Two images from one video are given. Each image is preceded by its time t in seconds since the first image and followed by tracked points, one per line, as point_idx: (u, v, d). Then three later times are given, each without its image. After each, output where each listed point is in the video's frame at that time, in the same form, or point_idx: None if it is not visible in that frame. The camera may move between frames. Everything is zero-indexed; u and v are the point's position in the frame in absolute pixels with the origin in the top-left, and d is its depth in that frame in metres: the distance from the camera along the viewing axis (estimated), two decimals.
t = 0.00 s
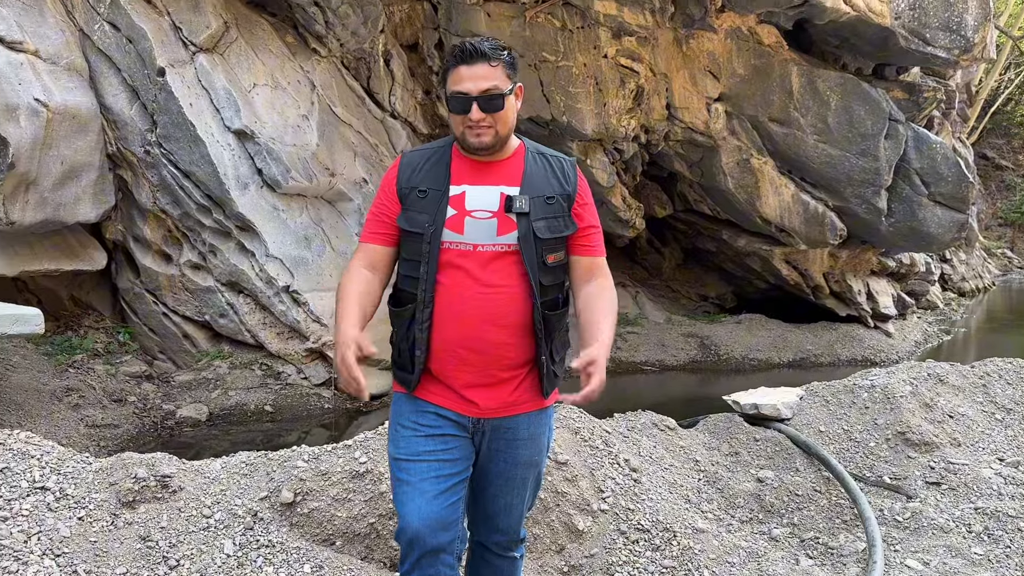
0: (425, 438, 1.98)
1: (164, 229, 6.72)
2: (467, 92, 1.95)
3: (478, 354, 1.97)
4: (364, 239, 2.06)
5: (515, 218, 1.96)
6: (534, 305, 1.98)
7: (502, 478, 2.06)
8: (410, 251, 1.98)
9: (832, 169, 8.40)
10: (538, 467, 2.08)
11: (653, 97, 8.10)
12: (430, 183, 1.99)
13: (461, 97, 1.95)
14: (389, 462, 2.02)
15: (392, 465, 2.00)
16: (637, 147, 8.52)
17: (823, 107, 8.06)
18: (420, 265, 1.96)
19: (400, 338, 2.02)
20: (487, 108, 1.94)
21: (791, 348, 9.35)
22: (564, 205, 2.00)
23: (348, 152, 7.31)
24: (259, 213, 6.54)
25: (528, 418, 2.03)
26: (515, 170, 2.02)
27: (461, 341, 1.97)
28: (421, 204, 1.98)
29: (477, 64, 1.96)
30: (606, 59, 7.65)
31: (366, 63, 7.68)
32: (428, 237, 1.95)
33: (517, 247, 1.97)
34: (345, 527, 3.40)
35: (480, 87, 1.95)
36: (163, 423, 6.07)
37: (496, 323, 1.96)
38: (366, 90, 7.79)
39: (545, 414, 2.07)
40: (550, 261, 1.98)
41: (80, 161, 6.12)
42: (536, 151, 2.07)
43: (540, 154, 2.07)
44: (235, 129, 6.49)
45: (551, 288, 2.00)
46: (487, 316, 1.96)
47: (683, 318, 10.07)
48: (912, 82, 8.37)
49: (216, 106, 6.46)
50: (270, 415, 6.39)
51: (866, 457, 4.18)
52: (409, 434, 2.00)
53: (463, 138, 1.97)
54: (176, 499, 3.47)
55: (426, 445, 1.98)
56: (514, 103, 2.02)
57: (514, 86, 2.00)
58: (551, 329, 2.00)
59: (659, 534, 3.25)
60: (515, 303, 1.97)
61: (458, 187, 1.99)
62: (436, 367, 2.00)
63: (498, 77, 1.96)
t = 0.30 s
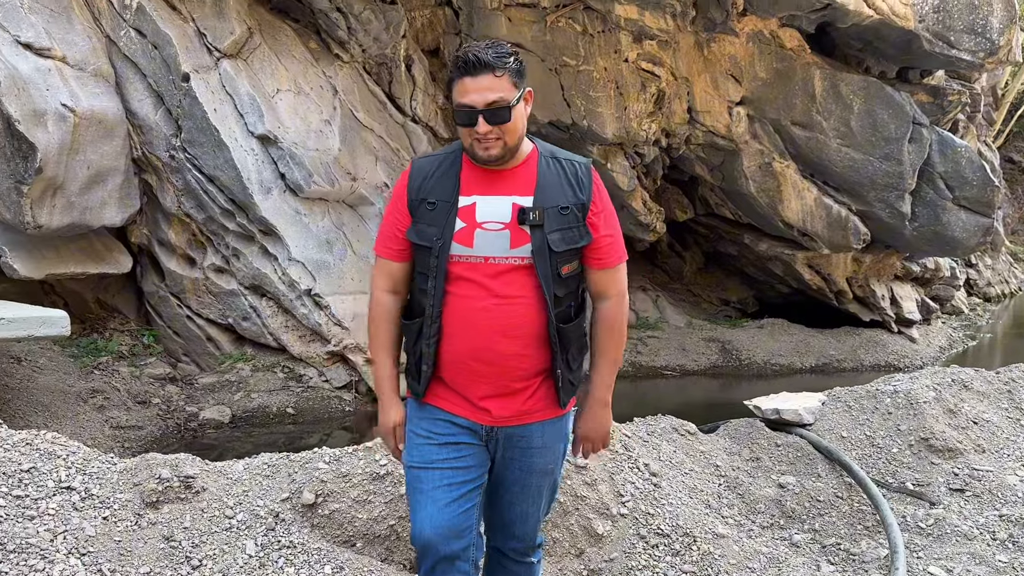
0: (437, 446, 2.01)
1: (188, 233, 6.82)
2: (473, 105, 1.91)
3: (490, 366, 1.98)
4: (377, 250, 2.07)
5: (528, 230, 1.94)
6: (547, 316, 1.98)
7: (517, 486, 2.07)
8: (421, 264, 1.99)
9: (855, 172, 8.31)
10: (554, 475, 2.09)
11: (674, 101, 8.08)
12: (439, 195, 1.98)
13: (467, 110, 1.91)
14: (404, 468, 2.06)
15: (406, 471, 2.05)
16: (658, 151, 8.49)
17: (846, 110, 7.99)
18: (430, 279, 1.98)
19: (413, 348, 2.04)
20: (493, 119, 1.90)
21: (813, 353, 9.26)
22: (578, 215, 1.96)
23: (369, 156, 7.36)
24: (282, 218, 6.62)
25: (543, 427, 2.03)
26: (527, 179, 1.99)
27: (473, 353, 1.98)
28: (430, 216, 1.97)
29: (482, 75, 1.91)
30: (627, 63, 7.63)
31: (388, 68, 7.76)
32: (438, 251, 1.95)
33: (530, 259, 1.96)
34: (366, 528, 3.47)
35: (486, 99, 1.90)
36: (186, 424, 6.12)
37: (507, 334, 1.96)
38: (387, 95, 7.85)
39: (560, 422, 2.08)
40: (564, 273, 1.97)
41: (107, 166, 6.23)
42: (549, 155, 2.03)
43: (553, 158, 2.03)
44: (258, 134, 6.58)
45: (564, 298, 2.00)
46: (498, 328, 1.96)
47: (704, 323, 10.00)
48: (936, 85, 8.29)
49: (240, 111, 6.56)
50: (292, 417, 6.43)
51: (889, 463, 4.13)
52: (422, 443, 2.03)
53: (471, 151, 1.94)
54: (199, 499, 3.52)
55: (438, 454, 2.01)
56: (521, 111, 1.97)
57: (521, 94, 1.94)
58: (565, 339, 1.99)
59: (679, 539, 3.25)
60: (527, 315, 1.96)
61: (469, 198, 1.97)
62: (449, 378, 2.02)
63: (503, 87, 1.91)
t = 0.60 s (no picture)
0: (442, 454, 2.02)
1: (210, 236, 6.91)
2: (462, 100, 1.94)
3: (493, 373, 1.98)
4: (379, 259, 2.11)
5: (530, 232, 1.94)
6: (554, 319, 1.97)
7: (526, 496, 2.06)
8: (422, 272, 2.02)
9: (877, 176, 8.23)
10: (563, 484, 2.08)
11: (693, 104, 8.05)
12: (438, 201, 2.00)
13: (457, 107, 1.94)
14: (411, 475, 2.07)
15: (414, 482, 2.04)
16: (677, 154, 8.46)
17: (868, 113, 7.90)
18: (431, 287, 2.00)
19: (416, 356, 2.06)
20: (484, 114, 1.92)
21: (835, 357, 9.16)
22: (582, 213, 1.95)
23: (389, 160, 7.40)
24: (303, 221, 6.69)
25: (550, 437, 2.03)
26: (528, 179, 1.99)
27: (476, 360, 1.99)
28: (431, 223, 1.99)
29: (470, 71, 1.94)
30: (646, 66, 7.62)
31: (407, 72, 7.83)
32: (438, 258, 1.98)
33: (532, 263, 1.96)
34: (385, 529, 3.48)
35: (475, 94, 1.93)
36: (208, 425, 6.19)
37: (510, 341, 1.97)
38: (407, 99, 7.90)
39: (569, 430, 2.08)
40: (570, 275, 1.96)
41: (130, 169, 6.30)
42: (550, 154, 2.03)
43: (555, 157, 2.03)
44: (279, 138, 6.66)
45: (571, 300, 1.99)
46: (501, 335, 1.97)
47: (723, 327, 9.94)
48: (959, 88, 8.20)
49: (262, 115, 6.64)
50: (312, 419, 6.46)
51: (910, 468, 4.07)
52: (428, 451, 2.04)
53: (464, 148, 1.95)
54: (219, 500, 3.57)
55: (444, 461, 2.01)
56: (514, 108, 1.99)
57: (512, 89, 1.97)
58: (572, 344, 1.99)
59: (697, 543, 3.23)
60: (530, 322, 1.97)
61: (469, 203, 1.98)
62: (453, 386, 2.03)
63: (490, 80, 1.94)
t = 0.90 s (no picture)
0: (443, 462, 2.02)
1: (232, 239, 7.00)
2: (465, 71, 1.96)
3: (489, 373, 1.97)
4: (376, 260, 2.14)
5: (520, 221, 1.92)
6: (548, 311, 1.93)
7: (532, 504, 2.03)
8: (418, 270, 2.03)
9: (898, 178, 8.16)
10: (571, 490, 2.03)
11: (713, 106, 8.02)
12: (431, 197, 2.01)
13: (458, 78, 1.96)
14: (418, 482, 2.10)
15: (420, 489, 2.07)
16: (696, 157, 8.42)
17: (889, 115, 7.86)
18: (426, 285, 2.00)
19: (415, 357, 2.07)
20: (486, 84, 1.95)
21: (856, 361, 9.07)
22: (573, 197, 1.92)
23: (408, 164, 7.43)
24: (323, 225, 6.69)
25: (552, 442, 1.99)
26: (519, 168, 1.98)
27: (471, 359, 1.98)
28: (424, 219, 2.00)
29: (468, 45, 1.99)
30: (665, 69, 7.59)
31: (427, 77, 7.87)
32: (431, 255, 1.98)
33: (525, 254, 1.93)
34: (404, 530, 3.51)
35: (476, 65, 1.96)
36: (229, 426, 6.27)
37: (505, 338, 1.95)
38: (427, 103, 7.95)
39: (573, 435, 2.03)
40: (563, 262, 1.92)
41: (154, 173, 6.39)
42: (542, 142, 2.02)
43: (546, 145, 2.01)
44: (300, 142, 6.71)
45: (568, 291, 1.94)
46: (496, 334, 1.95)
47: (743, 330, 9.87)
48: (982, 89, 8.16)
49: (283, 119, 6.72)
50: (332, 421, 6.51)
51: (932, 473, 4.03)
52: (429, 458, 2.05)
53: (465, 124, 1.95)
54: (241, 500, 3.63)
55: (444, 471, 2.02)
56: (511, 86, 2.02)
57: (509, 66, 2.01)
58: (569, 340, 1.94)
59: (716, 547, 3.22)
60: (525, 320, 1.95)
61: (461, 197, 1.98)
62: (451, 387, 2.03)
63: (489, 55, 1.99)
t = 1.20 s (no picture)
0: (455, 469, 2.03)
1: (255, 243, 7.10)
2: (466, 67, 1.95)
3: (494, 374, 1.93)
4: (382, 274, 2.15)
5: (521, 219, 1.88)
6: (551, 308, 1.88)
7: (536, 512, 1.91)
8: (421, 277, 2.01)
9: (921, 181, 8.10)
10: (581, 497, 1.88)
11: (733, 109, 7.98)
12: (432, 203, 1.99)
13: (458, 73, 1.94)
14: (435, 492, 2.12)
15: (439, 496, 2.11)
16: (717, 160, 8.37)
17: (911, 118, 7.85)
18: (429, 289, 1.98)
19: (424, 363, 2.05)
20: (488, 80, 1.94)
21: (879, 366, 8.98)
22: (573, 192, 1.87)
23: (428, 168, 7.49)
24: (344, 229, 6.73)
25: (560, 441, 1.90)
26: (518, 167, 1.95)
27: (475, 360, 1.94)
28: (425, 226, 1.98)
29: (467, 45, 1.99)
30: (685, 72, 7.59)
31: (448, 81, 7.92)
32: (434, 259, 1.96)
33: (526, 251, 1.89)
34: (424, 531, 3.55)
35: (476, 63, 1.96)
36: (252, 428, 6.35)
37: (508, 338, 1.91)
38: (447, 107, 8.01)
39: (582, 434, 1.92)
40: (566, 256, 1.86)
41: (179, 178, 6.49)
42: (539, 140, 1.99)
43: (544, 143, 1.98)
44: (322, 147, 6.80)
45: (571, 286, 1.88)
46: (499, 335, 1.91)
47: (765, 334, 9.81)
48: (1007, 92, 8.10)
49: (306, 125, 6.81)
50: (353, 424, 6.57)
51: (955, 478, 4.00)
52: (441, 466, 2.06)
53: (468, 121, 1.92)
54: (264, 500, 3.68)
55: (455, 477, 2.03)
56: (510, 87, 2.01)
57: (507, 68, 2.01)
58: (574, 336, 1.87)
59: (736, 551, 3.22)
60: (528, 317, 1.89)
61: (462, 200, 1.95)
62: (458, 392, 2.00)
63: (488, 55, 1.98)
